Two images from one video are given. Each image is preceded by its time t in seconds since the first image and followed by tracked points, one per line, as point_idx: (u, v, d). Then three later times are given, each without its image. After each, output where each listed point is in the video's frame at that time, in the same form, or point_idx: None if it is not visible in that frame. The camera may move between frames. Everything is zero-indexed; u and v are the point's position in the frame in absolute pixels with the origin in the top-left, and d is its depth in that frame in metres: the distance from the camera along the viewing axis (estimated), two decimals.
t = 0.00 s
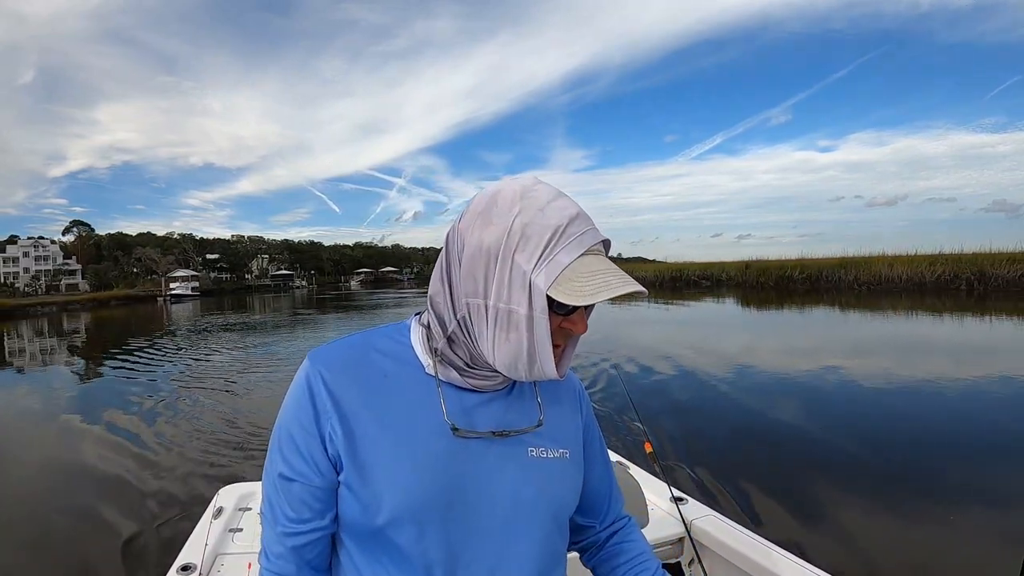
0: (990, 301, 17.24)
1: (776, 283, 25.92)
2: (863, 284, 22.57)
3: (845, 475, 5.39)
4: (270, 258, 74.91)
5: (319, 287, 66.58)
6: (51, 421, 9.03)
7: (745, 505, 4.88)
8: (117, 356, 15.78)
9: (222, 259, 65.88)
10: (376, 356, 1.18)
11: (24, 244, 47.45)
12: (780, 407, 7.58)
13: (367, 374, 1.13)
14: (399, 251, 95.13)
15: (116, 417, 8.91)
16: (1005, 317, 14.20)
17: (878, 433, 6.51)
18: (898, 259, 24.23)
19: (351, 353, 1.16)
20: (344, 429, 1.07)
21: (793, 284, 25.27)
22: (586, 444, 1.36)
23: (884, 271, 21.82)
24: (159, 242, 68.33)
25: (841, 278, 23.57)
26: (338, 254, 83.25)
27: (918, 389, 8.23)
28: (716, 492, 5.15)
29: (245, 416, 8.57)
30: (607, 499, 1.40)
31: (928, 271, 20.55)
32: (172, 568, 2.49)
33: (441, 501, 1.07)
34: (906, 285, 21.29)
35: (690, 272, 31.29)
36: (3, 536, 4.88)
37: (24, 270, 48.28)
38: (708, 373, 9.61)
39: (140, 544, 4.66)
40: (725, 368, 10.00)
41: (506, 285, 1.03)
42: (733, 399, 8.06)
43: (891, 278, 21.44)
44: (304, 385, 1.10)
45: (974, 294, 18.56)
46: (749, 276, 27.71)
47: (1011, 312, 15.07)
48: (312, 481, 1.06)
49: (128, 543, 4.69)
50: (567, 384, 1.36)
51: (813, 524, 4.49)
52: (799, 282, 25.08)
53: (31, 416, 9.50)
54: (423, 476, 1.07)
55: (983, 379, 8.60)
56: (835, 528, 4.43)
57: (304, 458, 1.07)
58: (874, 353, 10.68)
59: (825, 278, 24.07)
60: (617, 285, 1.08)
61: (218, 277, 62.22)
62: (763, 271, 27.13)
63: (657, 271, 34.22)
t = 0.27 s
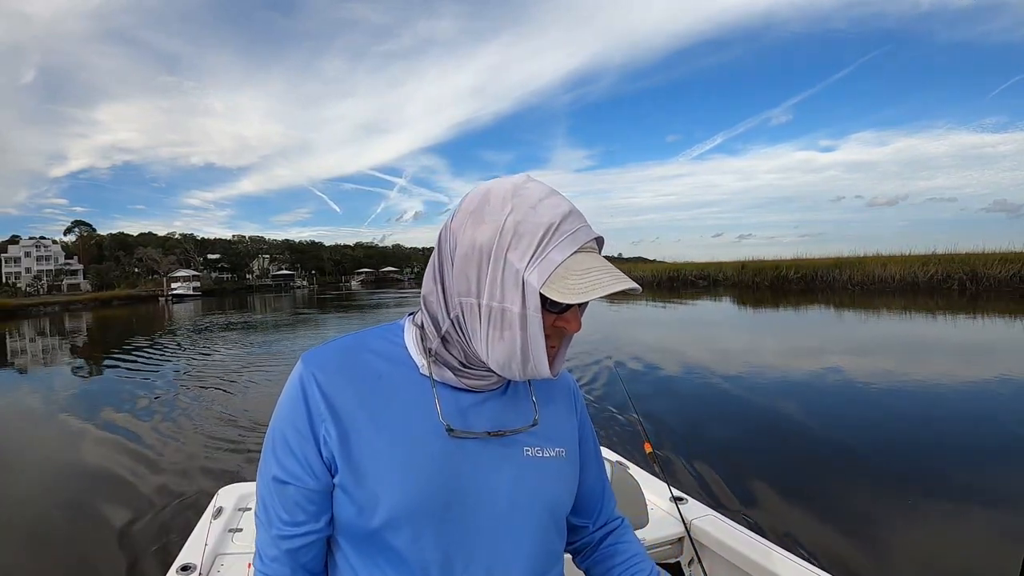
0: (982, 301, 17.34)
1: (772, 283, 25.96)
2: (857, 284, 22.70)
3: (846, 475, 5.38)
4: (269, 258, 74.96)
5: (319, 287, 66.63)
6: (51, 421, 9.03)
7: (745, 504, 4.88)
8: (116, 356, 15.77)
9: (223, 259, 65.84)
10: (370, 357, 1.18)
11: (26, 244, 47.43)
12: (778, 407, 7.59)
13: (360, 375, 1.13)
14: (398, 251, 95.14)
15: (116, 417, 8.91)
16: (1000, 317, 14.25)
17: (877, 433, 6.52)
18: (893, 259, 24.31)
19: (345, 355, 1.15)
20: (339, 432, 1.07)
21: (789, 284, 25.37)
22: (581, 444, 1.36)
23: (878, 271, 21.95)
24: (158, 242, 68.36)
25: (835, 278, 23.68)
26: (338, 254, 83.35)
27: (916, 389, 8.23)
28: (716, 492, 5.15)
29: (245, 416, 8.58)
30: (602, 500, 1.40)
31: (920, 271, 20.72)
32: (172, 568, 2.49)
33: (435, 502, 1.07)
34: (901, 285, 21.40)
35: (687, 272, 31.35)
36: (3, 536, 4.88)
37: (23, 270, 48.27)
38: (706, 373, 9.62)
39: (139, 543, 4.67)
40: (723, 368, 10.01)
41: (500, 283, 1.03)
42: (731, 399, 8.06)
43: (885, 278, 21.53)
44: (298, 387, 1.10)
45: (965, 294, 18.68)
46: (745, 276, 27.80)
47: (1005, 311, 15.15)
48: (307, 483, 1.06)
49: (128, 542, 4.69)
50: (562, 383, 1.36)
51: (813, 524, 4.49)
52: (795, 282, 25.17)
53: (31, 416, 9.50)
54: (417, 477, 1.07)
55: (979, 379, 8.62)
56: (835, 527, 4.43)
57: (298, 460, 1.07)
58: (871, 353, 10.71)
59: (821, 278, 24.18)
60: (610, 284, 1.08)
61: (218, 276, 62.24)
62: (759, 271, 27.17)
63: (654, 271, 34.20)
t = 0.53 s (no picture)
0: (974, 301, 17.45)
1: (767, 283, 25.98)
2: (851, 284, 22.81)
3: (846, 476, 5.38)
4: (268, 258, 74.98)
5: (319, 286, 66.68)
6: (51, 421, 9.02)
7: (746, 505, 4.88)
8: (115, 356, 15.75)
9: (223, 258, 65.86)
10: (369, 358, 1.17)
11: (27, 244, 47.46)
12: (777, 407, 7.59)
13: (359, 377, 1.13)
14: (398, 250, 95.22)
15: (115, 417, 8.91)
16: (993, 317, 14.33)
17: (876, 433, 6.52)
18: (887, 259, 24.42)
19: (343, 356, 1.15)
20: (338, 434, 1.07)
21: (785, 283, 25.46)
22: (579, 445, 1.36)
23: (873, 271, 22.06)
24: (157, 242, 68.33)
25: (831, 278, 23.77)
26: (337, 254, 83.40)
27: (914, 388, 8.25)
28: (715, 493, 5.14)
29: (244, 415, 8.58)
30: (600, 500, 1.40)
31: (913, 271, 20.88)
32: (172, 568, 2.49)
33: (435, 504, 1.07)
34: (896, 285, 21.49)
35: (684, 272, 31.40)
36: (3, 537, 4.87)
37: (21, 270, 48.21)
38: (704, 373, 9.63)
39: (139, 544, 4.66)
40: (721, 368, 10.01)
41: (502, 284, 1.03)
42: (730, 399, 8.06)
43: (878, 278, 21.65)
44: (296, 388, 1.09)
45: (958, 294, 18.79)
46: (741, 276, 27.88)
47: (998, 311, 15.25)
48: (307, 485, 1.06)
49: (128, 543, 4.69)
50: (560, 382, 1.37)
51: (812, 524, 4.48)
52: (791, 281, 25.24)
53: (31, 416, 9.49)
54: (417, 478, 1.06)
55: (975, 378, 8.65)
56: (835, 528, 4.43)
57: (298, 462, 1.07)
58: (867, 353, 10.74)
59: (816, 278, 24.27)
60: (611, 285, 1.08)
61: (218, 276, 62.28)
62: (754, 271, 27.21)
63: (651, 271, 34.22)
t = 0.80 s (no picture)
0: (966, 301, 17.58)
1: (761, 283, 26.05)
2: (845, 285, 22.94)
3: (847, 475, 5.38)
4: (267, 258, 75.03)
5: (317, 286, 66.79)
6: (51, 421, 9.01)
7: (745, 504, 4.87)
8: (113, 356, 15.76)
9: (223, 258, 65.99)
10: (376, 357, 1.17)
11: (27, 244, 47.40)
12: (776, 406, 7.59)
13: (368, 374, 1.13)
14: (397, 250, 95.21)
15: (115, 417, 8.90)
16: (987, 317, 14.42)
17: (876, 433, 6.53)
18: (881, 259, 24.56)
19: (352, 353, 1.15)
20: (347, 431, 1.07)
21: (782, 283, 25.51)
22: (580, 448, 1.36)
23: (866, 272, 22.21)
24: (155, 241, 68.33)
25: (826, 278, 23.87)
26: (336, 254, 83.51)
27: (911, 388, 8.28)
28: (716, 491, 5.14)
29: (244, 415, 8.60)
30: (600, 504, 1.41)
31: (906, 271, 21.08)
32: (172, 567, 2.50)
33: (441, 503, 1.07)
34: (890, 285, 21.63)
35: (681, 272, 31.49)
36: (4, 536, 4.87)
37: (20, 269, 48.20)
38: (702, 373, 9.65)
39: (140, 543, 4.67)
40: (719, 368, 10.03)
41: (518, 288, 1.03)
42: (729, 398, 8.07)
43: (872, 278, 21.78)
44: (305, 384, 1.09)
45: (952, 294, 18.91)
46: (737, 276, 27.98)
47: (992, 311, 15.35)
48: (313, 482, 1.06)
49: (128, 542, 4.69)
50: (563, 386, 1.38)
51: (813, 524, 4.48)
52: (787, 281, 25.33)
53: (30, 415, 9.47)
54: (423, 478, 1.06)
55: (971, 377, 8.70)
56: (835, 527, 4.43)
57: (305, 460, 1.06)
58: (863, 353, 10.77)
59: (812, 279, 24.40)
60: (625, 291, 1.08)
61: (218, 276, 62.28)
62: (749, 270, 27.26)
63: (647, 271, 34.26)
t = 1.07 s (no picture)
0: (960, 301, 17.69)
1: (757, 283, 26.13)
2: (840, 285, 23.05)
3: (847, 475, 5.39)
4: (267, 258, 75.08)
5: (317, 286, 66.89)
6: (51, 421, 9.02)
7: (745, 504, 4.88)
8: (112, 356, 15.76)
9: (223, 258, 66.07)
10: (378, 357, 1.19)
11: (28, 244, 47.46)
12: (775, 406, 7.61)
13: (369, 373, 1.14)
14: (396, 251, 95.29)
15: (116, 417, 8.91)
16: (981, 317, 14.52)
17: (874, 433, 6.55)
18: (876, 259, 24.69)
19: (353, 352, 1.16)
20: (348, 430, 1.07)
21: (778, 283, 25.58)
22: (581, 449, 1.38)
23: (861, 273, 22.32)
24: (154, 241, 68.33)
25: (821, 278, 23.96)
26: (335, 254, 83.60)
27: (909, 388, 8.31)
28: (715, 491, 5.15)
29: (244, 415, 8.62)
30: (600, 506, 1.42)
31: (900, 271, 21.22)
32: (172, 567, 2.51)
33: (441, 503, 1.08)
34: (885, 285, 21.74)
35: (678, 272, 31.56)
36: (5, 537, 4.88)
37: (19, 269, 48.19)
38: (699, 373, 9.67)
39: (141, 543, 4.68)
40: (717, 368, 10.05)
41: (491, 269, 1.05)
42: (727, 398, 8.09)
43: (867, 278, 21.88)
44: (307, 382, 1.10)
45: (945, 295, 19.04)
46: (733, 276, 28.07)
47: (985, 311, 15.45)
48: (314, 480, 1.06)
49: (129, 541, 4.70)
50: (563, 387, 1.39)
51: (813, 524, 4.49)
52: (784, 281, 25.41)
53: (31, 415, 9.48)
54: (424, 477, 1.07)
55: (968, 377, 8.74)
56: (835, 527, 4.44)
57: (306, 458, 1.07)
58: (861, 353, 10.80)
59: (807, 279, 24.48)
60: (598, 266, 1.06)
61: (218, 276, 62.37)
62: (745, 270, 27.36)
63: (644, 271, 34.34)
